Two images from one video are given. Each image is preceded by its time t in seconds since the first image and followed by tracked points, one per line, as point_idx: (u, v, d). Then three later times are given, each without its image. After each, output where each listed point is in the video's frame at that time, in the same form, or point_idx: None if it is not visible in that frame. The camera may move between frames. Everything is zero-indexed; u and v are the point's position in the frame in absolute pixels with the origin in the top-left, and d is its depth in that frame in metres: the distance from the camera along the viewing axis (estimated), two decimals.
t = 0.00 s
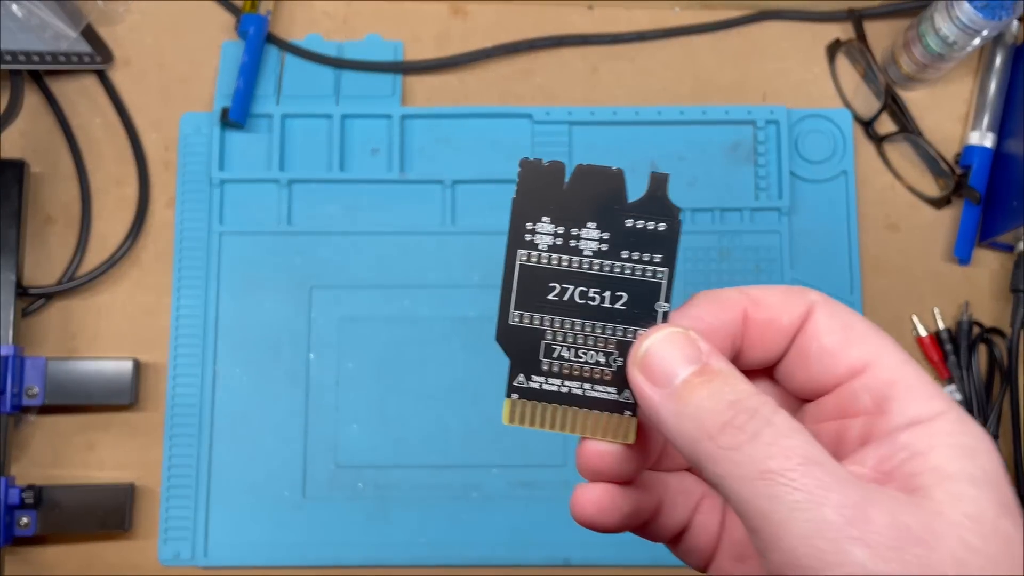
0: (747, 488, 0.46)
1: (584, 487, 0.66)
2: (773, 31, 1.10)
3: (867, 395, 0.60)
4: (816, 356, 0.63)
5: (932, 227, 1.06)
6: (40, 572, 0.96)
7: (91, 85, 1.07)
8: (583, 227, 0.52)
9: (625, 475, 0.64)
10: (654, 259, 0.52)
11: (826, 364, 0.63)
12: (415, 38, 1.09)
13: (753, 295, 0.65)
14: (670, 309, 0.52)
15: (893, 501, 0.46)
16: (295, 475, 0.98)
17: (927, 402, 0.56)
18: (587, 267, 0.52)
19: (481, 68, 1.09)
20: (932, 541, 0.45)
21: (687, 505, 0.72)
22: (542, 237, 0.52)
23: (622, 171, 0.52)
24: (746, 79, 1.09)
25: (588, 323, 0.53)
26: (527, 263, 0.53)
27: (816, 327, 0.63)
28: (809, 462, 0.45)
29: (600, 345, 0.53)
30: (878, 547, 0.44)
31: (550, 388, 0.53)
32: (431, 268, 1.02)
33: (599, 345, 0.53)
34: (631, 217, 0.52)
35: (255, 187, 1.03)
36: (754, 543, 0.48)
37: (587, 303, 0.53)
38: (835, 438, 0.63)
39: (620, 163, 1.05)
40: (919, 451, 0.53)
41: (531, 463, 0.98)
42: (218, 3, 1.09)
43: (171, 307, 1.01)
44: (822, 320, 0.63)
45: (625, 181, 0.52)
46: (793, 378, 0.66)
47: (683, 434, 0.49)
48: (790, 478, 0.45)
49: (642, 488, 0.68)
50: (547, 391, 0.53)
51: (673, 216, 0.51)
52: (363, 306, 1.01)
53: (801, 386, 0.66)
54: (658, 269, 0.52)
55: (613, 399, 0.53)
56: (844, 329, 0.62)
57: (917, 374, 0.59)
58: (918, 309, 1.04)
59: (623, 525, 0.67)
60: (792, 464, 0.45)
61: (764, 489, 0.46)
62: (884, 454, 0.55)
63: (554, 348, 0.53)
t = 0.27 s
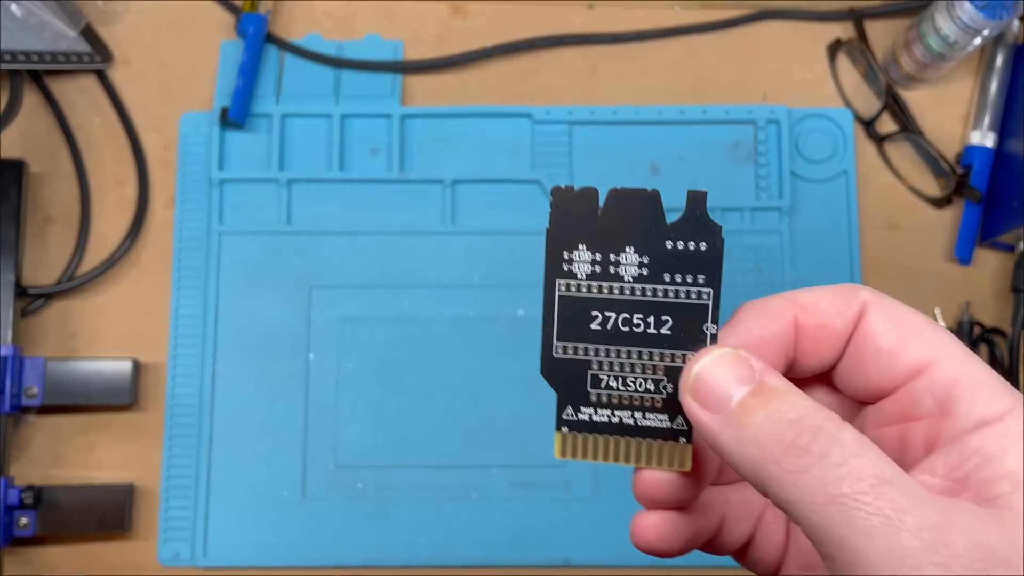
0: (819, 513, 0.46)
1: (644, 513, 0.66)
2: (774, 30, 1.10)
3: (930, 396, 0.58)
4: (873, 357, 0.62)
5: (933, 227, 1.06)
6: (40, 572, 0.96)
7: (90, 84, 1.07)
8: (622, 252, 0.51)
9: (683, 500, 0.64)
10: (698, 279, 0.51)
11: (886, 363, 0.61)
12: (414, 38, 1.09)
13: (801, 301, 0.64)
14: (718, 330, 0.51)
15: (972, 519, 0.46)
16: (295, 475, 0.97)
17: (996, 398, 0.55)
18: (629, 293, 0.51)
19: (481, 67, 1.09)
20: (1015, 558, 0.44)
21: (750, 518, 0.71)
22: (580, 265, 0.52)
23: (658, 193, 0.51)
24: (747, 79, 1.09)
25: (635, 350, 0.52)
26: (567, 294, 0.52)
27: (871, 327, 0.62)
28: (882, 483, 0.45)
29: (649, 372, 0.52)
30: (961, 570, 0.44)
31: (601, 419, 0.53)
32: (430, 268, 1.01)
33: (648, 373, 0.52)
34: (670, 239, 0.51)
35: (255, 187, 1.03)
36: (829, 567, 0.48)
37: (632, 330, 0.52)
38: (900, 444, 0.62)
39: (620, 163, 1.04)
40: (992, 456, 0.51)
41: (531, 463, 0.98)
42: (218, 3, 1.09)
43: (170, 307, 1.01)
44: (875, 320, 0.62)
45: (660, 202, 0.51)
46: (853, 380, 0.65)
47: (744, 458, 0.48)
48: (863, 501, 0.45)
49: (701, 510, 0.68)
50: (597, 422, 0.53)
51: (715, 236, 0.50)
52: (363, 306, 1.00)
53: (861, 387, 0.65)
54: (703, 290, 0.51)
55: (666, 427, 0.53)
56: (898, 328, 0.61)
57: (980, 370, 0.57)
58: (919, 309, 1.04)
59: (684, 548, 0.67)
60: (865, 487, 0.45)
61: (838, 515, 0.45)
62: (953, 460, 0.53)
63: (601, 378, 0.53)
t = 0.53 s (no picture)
0: (827, 501, 0.45)
1: (657, 508, 0.64)
2: (774, 30, 1.10)
3: (933, 384, 0.58)
4: (874, 348, 0.62)
5: (934, 227, 1.06)
6: (40, 572, 0.96)
7: (90, 84, 1.06)
8: (623, 257, 0.50)
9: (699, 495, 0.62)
10: (698, 280, 0.50)
11: (886, 354, 0.61)
12: (414, 38, 1.09)
13: (801, 296, 0.63)
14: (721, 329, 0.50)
15: (976, 501, 0.46)
16: (295, 475, 0.98)
17: (997, 381, 0.55)
18: (632, 297, 0.50)
19: (481, 67, 1.09)
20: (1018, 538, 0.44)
21: (763, 508, 0.71)
22: (583, 272, 0.51)
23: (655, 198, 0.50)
24: (747, 79, 1.09)
25: (640, 352, 0.51)
26: (572, 301, 0.51)
27: (871, 318, 0.61)
28: (887, 469, 0.44)
29: (655, 372, 0.51)
30: (965, 551, 0.44)
31: (611, 421, 0.51)
32: (430, 268, 1.01)
33: (654, 373, 0.51)
34: (670, 242, 0.50)
35: (255, 187, 1.03)
36: (839, 553, 0.48)
37: (636, 333, 0.50)
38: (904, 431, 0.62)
39: (621, 163, 1.04)
40: (994, 438, 0.51)
41: (531, 463, 0.98)
42: (218, 3, 1.09)
43: (170, 306, 1.01)
44: (874, 310, 0.61)
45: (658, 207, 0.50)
46: (855, 372, 0.65)
47: (752, 451, 0.47)
48: (869, 487, 0.44)
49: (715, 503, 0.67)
50: (608, 424, 0.51)
51: (713, 236, 0.49)
52: (363, 306, 1.00)
53: (864, 378, 0.64)
54: (703, 290, 0.50)
55: (675, 425, 0.51)
56: (898, 317, 0.61)
57: (980, 355, 0.57)
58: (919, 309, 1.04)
59: (699, 541, 0.66)
60: (871, 473, 0.44)
61: (845, 503, 0.44)
62: (956, 444, 0.53)
63: (610, 380, 0.51)
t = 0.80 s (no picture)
0: (822, 436, 0.44)
1: (652, 450, 0.65)
2: (774, 30, 1.10)
3: (933, 321, 0.57)
4: (874, 289, 0.61)
5: (934, 227, 1.05)
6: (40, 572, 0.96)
7: (90, 84, 1.06)
8: (621, 193, 0.48)
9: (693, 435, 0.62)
10: (698, 217, 0.47)
11: (886, 296, 0.60)
12: (414, 37, 1.09)
13: (799, 237, 0.63)
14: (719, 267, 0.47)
15: (972, 431, 0.45)
16: (295, 475, 0.98)
17: (999, 317, 0.53)
18: (630, 235, 0.48)
19: (481, 67, 1.09)
20: (1018, 468, 0.44)
21: (762, 453, 0.71)
22: (580, 210, 0.48)
23: (655, 134, 0.47)
24: (746, 79, 1.09)
25: (636, 291, 0.48)
26: (569, 239, 0.49)
27: (870, 259, 0.61)
28: (883, 403, 0.44)
29: (651, 311, 0.48)
30: (962, 481, 0.43)
31: (605, 360, 0.49)
32: (430, 268, 1.01)
33: (650, 311, 0.48)
34: (670, 178, 0.47)
35: (255, 187, 1.03)
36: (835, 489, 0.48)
37: (633, 271, 0.48)
38: (904, 370, 0.61)
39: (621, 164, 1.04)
40: (993, 373, 0.50)
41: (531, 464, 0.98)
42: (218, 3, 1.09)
43: (170, 307, 1.01)
44: (874, 251, 0.61)
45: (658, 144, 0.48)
46: (855, 315, 0.64)
47: (748, 389, 0.46)
48: (866, 421, 0.43)
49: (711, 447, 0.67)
50: (603, 364, 0.49)
51: (713, 171, 0.46)
52: (363, 306, 1.00)
53: (863, 321, 0.63)
54: (702, 228, 0.47)
55: (669, 364, 0.49)
56: (898, 257, 0.60)
57: (982, 292, 0.56)
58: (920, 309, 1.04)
59: (697, 484, 0.66)
60: (867, 407, 0.43)
61: (842, 436, 0.44)
62: (956, 379, 0.52)
63: (605, 319, 0.49)
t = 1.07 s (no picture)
0: (807, 407, 0.46)
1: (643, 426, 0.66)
2: (774, 30, 1.10)
3: (922, 296, 0.58)
4: (864, 266, 0.62)
5: (934, 226, 1.05)
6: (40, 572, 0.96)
7: (90, 84, 1.06)
8: (614, 167, 0.50)
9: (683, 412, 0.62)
10: (687, 193, 0.50)
11: (875, 272, 0.61)
12: (414, 38, 1.09)
13: (788, 214, 0.64)
14: (707, 242, 0.50)
15: (956, 403, 0.46)
16: (296, 474, 0.97)
17: (988, 292, 0.54)
18: (620, 208, 0.50)
19: (481, 68, 1.09)
20: (999, 438, 0.45)
21: (754, 428, 0.72)
22: (573, 182, 0.51)
23: (649, 108, 0.50)
24: (746, 79, 1.09)
25: (624, 264, 0.51)
26: (561, 210, 0.51)
27: (859, 235, 0.61)
28: (866, 374, 0.45)
29: (638, 285, 0.51)
30: (944, 452, 0.44)
31: (592, 332, 0.51)
32: (430, 268, 1.01)
33: (637, 285, 0.51)
34: (661, 153, 0.50)
35: (255, 187, 1.03)
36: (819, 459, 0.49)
37: (623, 244, 0.50)
38: (893, 345, 0.61)
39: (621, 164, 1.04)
40: (981, 345, 0.51)
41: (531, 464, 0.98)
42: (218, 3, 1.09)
43: (171, 307, 1.01)
44: (863, 229, 0.61)
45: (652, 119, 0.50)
46: (846, 292, 0.64)
47: (735, 361, 0.48)
48: (848, 392, 0.45)
49: (701, 423, 0.68)
50: (591, 335, 0.51)
51: (703, 147, 0.49)
52: (363, 305, 1.00)
53: (855, 298, 0.64)
54: (691, 204, 0.50)
55: (657, 337, 0.51)
56: (887, 234, 0.60)
57: (971, 267, 0.56)
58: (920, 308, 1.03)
59: (687, 458, 0.68)
60: (850, 378, 0.45)
61: (824, 406, 0.45)
62: (943, 352, 0.53)
63: (594, 291, 0.51)
